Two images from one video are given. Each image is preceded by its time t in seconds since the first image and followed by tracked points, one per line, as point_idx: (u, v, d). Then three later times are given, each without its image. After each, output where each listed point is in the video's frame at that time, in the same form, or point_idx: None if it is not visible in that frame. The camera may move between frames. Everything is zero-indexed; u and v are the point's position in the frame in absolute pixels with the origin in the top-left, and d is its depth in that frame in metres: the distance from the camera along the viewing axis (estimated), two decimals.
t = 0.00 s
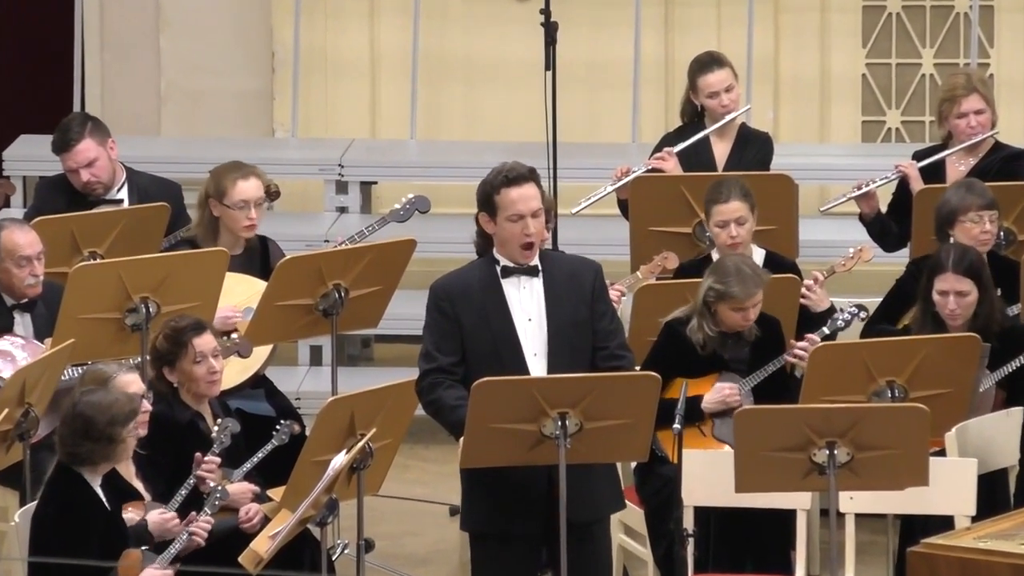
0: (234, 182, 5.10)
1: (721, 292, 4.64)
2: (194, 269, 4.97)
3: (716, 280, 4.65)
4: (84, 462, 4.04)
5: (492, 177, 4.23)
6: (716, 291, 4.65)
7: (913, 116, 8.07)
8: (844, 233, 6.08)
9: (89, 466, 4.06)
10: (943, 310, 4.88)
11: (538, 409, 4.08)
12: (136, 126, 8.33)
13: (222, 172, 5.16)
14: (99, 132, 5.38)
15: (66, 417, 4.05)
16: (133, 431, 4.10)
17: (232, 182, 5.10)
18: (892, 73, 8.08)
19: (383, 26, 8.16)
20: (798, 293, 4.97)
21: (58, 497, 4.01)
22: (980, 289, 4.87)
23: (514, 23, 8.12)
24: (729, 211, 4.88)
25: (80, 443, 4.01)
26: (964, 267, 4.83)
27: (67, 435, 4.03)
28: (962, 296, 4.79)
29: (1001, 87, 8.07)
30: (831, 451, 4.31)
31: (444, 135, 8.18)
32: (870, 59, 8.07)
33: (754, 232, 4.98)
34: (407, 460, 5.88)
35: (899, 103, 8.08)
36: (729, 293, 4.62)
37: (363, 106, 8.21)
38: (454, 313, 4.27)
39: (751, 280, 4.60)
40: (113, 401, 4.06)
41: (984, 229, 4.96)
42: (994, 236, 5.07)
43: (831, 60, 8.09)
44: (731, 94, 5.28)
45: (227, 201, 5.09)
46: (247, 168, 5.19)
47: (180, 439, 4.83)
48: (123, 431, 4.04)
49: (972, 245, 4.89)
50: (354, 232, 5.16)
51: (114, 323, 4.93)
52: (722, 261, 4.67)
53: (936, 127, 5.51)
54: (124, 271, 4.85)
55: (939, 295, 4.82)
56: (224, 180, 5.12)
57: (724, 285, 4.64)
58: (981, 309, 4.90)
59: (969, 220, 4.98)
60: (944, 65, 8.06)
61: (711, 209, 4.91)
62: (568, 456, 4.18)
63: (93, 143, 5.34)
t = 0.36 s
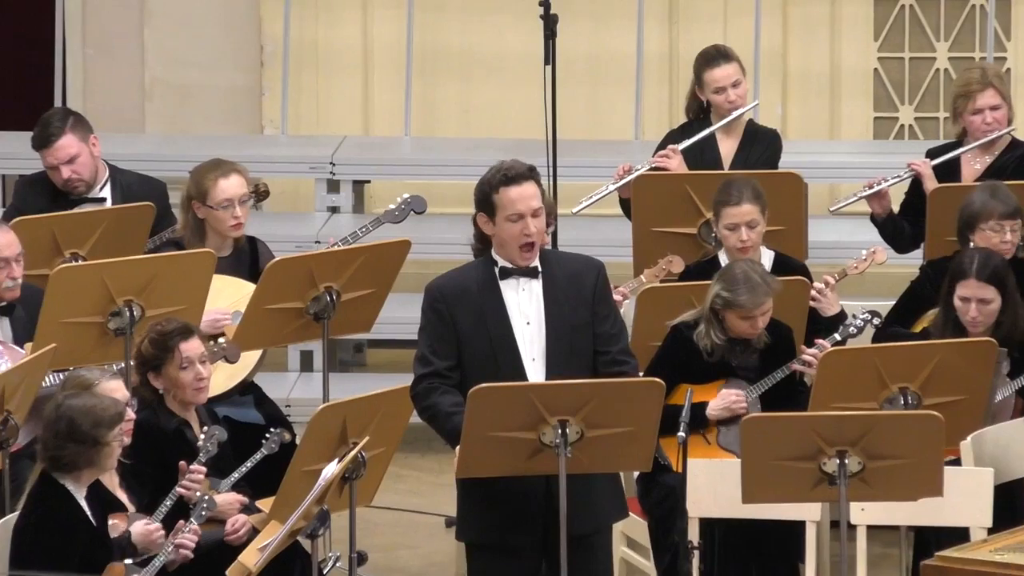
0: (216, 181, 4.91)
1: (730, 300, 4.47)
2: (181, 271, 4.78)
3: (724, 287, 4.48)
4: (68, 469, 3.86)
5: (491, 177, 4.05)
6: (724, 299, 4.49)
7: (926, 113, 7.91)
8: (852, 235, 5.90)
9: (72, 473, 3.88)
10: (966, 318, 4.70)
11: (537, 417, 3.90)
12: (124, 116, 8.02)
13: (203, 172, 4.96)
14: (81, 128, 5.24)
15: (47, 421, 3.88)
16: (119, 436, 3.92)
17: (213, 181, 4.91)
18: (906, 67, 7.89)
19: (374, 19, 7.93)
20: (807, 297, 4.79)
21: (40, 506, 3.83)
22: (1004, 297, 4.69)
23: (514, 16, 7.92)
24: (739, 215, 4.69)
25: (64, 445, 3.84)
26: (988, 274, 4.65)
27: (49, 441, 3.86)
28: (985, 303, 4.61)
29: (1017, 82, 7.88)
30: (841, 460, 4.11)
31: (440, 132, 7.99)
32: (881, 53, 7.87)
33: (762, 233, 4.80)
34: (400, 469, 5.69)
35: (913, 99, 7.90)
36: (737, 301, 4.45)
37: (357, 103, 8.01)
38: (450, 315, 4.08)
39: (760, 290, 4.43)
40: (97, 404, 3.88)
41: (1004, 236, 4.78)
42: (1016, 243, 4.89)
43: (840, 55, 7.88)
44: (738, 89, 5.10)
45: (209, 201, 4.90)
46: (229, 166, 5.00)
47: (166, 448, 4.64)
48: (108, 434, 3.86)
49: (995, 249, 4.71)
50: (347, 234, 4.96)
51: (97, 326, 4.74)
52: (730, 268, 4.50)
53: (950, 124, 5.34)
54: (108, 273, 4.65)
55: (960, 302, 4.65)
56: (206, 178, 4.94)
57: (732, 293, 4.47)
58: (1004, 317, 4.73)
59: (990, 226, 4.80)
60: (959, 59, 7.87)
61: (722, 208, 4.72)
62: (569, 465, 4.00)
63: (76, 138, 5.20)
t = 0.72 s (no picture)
0: (199, 177, 4.73)
1: (733, 294, 4.29)
2: (165, 270, 4.59)
3: (728, 282, 4.30)
4: (48, 476, 3.66)
5: (490, 174, 3.86)
6: (727, 294, 4.31)
7: (940, 105, 7.63)
8: (859, 233, 5.72)
9: (52, 481, 3.67)
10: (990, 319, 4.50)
11: (536, 422, 3.72)
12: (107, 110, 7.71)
13: (185, 168, 4.78)
14: (60, 122, 5.12)
15: (26, 426, 3.69)
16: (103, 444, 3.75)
17: (196, 177, 4.73)
18: (919, 59, 7.60)
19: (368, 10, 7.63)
20: (817, 299, 4.61)
21: (21, 514, 3.61)
22: None
23: (514, 6, 7.61)
24: (754, 210, 4.52)
25: (44, 451, 3.64)
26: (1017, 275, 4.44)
27: (29, 445, 3.66)
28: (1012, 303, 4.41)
29: None
30: (852, 467, 3.90)
31: (434, 125, 7.66)
32: (894, 43, 7.58)
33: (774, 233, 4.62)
34: (394, 476, 5.50)
35: (926, 92, 7.62)
36: (740, 296, 4.27)
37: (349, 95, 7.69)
38: (446, 317, 3.90)
39: (763, 283, 4.24)
40: (79, 409, 3.71)
41: None
42: None
43: (851, 46, 7.57)
44: (745, 81, 4.93)
45: (193, 198, 4.73)
46: (214, 160, 4.82)
47: (149, 455, 4.45)
48: (90, 439, 3.68)
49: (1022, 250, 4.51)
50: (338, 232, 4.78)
51: (78, 328, 4.55)
52: (734, 261, 4.32)
53: (967, 117, 5.19)
54: (89, 272, 4.46)
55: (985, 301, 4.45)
56: (189, 175, 4.76)
57: (735, 287, 4.29)
58: None
59: (1014, 232, 4.62)
60: (976, 50, 7.59)
61: (736, 204, 4.55)
62: (569, 472, 3.82)
63: (55, 132, 5.07)
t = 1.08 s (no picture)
0: (188, 173, 4.55)
1: (725, 282, 4.15)
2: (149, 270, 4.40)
3: (719, 270, 4.17)
4: (27, 483, 3.46)
5: (489, 172, 3.68)
6: (720, 282, 4.17)
7: (955, 99, 7.17)
8: (866, 233, 5.54)
9: (31, 489, 3.48)
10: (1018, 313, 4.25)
11: (536, 427, 3.54)
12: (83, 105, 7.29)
13: (172, 163, 4.60)
14: (41, 117, 4.95)
15: (5, 431, 3.49)
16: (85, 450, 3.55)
17: (184, 172, 4.56)
18: (934, 49, 7.16)
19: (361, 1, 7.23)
20: (827, 300, 4.43)
21: None
22: None
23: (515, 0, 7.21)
24: (769, 209, 4.35)
25: (23, 457, 3.45)
26: None
27: (7, 451, 3.47)
28: None
29: None
30: (865, 475, 3.70)
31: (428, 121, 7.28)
32: (908, 34, 7.16)
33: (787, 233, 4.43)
34: (386, 485, 5.31)
35: (941, 85, 7.17)
36: (733, 279, 4.13)
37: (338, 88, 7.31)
38: (441, 321, 3.71)
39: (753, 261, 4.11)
40: (60, 413, 3.51)
41: None
42: None
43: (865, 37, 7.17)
44: (751, 71, 4.75)
45: (180, 195, 4.55)
46: (202, 155, 4.64)
47: (133, 462, 4.26)
48: (72, 445, 3.48)
49: None
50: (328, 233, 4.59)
51: (59, 329, 4.37)
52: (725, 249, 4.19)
53: (984, 110, 5.01)
54: (70, 271, 4.28)
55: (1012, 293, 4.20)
56: (175, 170, 4.58)
57: (727, 273, 4.15)
58: None
59: None
60: (993, 42, 7.11)
61: (751, 202, 4.37)
62: (569, 481, 3.64)
63: (36, 126, 4.92)
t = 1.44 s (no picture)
0: (182, 163, 4.42)
1: (719, 275, 4.02)
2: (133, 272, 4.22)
3: (712, 264, 4.04)
4: (11, 499, 3.27)
5: (493, 167, 3.52)
6: (714, 277, 4.04)
7: (975, 94, 6.97)
8: (875, 234, 5.37)
9: (15, 504, 3.29)
10: None
11: (536, 436, 3.37)
12: (67, 97, 7.08)
13: (166, 154, 4.46)
14: (24, 113, 4.78)
15: None
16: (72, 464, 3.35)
17: (177, 163, 4.41)
18: (951, 41, 6.96)
19: None
20: (840, 307, 4.26)
21: None
22: None
23: None
24: (782, 219, 4.19)
25: (8, 470, 3.25)
26: None
27: None
28: None
29: None
30: (879, 485, 3.50)
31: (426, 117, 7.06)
32: (924, 26, 6.95)
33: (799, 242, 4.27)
34: (379, 496, 5.14)
35: (959, 79, 6.99)
36: (727, 269, 4.00)
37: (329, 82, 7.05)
38: (441, 323, 3.54)
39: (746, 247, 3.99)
40: (46, 424, 3.32)
41: None
42: None
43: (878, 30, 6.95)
44: (759, 63, 4.58)
45: (170, 183, 4.39)
46: (198, 150, 4.50)
47: (117, 473, 4.08)
48: (59, 459, 3.29)
49: None
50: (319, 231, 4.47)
51: (39, 335, 4.19)
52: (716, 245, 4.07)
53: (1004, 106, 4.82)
54: (51, 274, 4.10)
55: None
56: (169, 162, 4.43)
57: (720, 267, 4.02)
58: None
59: None
60: (1012, 33, 6.93)
61: (764, 208, 4.21)
62: (570, 491, 3.46)
63: (18, 123, 4.74)
